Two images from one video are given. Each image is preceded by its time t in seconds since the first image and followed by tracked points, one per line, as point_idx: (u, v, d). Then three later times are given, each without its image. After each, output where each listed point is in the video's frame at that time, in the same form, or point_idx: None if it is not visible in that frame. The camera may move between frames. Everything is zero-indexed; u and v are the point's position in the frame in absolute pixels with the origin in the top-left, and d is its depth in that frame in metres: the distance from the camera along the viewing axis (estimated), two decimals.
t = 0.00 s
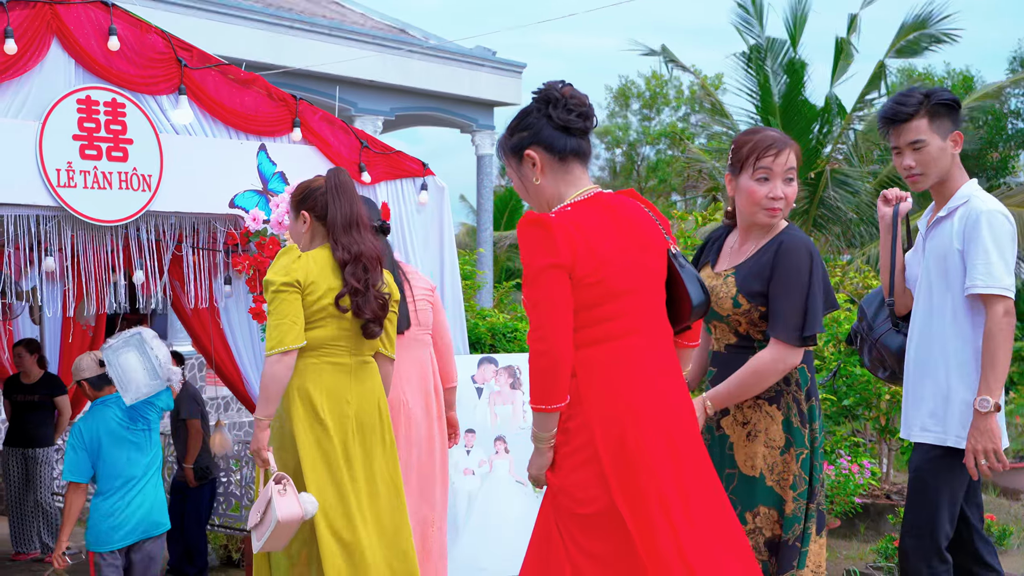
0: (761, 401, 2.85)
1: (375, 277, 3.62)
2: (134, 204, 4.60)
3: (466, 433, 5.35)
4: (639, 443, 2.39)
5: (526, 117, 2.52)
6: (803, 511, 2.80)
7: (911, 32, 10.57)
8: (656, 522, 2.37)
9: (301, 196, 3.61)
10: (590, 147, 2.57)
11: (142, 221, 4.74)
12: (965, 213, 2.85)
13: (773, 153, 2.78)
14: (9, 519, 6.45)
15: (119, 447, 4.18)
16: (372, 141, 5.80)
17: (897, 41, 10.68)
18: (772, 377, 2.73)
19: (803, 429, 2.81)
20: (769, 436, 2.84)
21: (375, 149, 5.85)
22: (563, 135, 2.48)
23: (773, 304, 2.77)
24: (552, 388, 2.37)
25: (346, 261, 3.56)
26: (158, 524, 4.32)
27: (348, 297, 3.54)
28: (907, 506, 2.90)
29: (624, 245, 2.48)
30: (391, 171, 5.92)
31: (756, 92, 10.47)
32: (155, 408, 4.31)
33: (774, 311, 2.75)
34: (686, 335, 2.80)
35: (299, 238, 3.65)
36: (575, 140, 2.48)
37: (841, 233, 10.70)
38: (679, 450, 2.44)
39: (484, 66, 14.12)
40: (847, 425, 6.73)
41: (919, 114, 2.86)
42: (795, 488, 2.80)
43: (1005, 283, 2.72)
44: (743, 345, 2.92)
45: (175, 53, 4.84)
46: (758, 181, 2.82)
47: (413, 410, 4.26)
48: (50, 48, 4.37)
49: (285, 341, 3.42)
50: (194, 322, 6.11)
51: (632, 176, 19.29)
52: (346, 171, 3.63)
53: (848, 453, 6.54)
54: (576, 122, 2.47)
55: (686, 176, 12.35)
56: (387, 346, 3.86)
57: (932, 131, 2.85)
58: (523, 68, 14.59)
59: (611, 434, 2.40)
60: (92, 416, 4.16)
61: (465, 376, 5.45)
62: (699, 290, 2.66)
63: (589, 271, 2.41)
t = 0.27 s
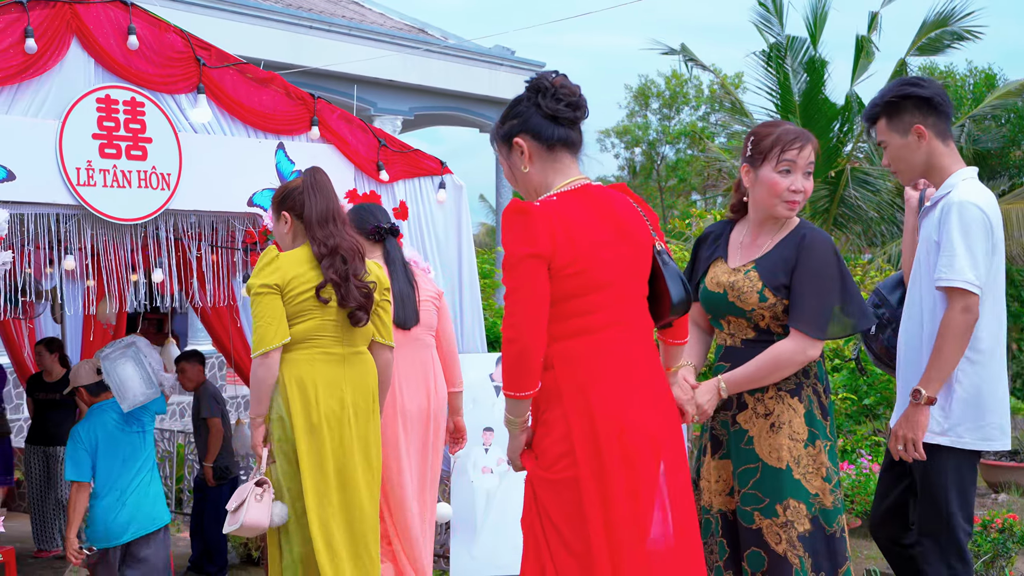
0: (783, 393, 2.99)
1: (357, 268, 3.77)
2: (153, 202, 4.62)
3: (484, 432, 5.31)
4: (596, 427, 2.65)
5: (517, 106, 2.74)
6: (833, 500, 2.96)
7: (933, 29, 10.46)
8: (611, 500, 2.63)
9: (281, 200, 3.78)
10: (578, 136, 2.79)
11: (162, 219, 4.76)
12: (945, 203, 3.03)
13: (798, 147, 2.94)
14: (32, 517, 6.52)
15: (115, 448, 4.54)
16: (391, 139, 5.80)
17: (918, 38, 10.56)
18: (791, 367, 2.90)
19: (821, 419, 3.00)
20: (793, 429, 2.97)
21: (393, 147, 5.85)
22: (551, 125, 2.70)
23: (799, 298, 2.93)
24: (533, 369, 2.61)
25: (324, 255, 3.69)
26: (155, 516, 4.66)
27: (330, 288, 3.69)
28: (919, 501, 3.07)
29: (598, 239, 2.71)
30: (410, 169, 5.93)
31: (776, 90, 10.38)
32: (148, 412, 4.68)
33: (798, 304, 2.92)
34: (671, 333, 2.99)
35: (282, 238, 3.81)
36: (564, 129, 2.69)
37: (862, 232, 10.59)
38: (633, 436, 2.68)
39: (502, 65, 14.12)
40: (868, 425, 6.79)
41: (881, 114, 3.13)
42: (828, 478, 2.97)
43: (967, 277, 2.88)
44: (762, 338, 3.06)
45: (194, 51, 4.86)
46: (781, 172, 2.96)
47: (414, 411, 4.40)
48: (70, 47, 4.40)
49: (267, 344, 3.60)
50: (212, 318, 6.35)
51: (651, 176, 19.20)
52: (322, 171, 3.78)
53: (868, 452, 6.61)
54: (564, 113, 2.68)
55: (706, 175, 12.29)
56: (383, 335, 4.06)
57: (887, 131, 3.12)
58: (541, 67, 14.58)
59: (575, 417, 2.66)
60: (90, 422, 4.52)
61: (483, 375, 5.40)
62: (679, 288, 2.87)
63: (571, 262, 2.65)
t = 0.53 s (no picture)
0: (821, 391, 2.90)
1: (370, 272, 3.74)
2: (185, 201, 4.64)
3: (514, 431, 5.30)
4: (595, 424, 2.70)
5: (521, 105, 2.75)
6: (875, 493, 2.88)
7: (968, 26, 10.27)
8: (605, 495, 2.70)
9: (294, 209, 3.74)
10: (581, 137, 2.75)
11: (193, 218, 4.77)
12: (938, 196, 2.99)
13: (826, 146, 2.87)
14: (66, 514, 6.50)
15: (127, 439, 4.88)
16: (421, 138, 5.79)
17: (953, 35, 10.38)
18: (807, 363, 2.84)
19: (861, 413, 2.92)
20: (832, 425, 2.88)
21: (424, 147, 5.84)
22: (545, 128, 2.70)
23: (818, 295, 2.86)
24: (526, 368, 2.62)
25: (336, 261, 3.67)
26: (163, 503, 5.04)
27: (348, 292, 3.67)
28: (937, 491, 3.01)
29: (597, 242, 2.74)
30: (440, 168, 5.93)
31: (808, 88, 10.25)
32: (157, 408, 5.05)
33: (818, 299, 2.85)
34: (677, 333, 2.99)
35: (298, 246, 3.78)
36: (555, 136, 2.69)
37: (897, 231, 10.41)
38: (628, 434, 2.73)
39: (532, 64, 14.08)
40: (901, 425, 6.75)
41: (892, 114, 3.06)
42: (870, 470, 2.88)
43: (939, 277, 2.87)
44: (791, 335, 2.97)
45: (225, 52, 4.87)
46: (807, 170, 2.89)
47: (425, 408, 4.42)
48: (102, 48, 4.42)
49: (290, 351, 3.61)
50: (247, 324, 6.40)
51: (682, 175, 19.06)
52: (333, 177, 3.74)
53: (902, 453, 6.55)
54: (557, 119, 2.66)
55: (738, 174, 12.17)
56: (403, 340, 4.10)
57: (897, 130, 3.05)
58: (572, 66, 14.52)
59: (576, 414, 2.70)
60: (105, 417, 4.84)
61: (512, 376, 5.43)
62: (676, 292, 2.87)
63: (558, 262, 2.67)
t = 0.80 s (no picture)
0: (838, 395, 2.82)
1: (388, 270, 3.76)
2: (211, 200, 4.65)
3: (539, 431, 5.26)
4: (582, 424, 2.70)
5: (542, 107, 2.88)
6: (891, 501, 2.79)
7: (998, 25, 10.13)
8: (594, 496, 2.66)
9: (315, 214, 3.81)
10: (566, 148, 2.78)
11: (219, 218, 4.79)
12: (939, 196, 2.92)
13: (855, 148, 2.81)
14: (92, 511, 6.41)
15: (137, 431, 4.94)
16: (446, 138, 5.78)
17: (983, 34, 10.24)
18: (810, 360, 2.79)
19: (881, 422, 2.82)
20: (848, 431, 2.80)
21: (449, 147, 5.83)
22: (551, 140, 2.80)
23: (834, 296, 2.78)
24: (495, 359, 2.75)
25: (356, 260, 3.71)
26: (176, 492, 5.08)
27: (366, 289, 3.69)
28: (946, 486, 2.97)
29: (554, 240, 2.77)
30: (464, 168, 5.91)
31: (834, 88, 10.14)
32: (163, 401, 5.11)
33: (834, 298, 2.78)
34: (677, 335, 2.88)
35: (319, 250, 3.83)
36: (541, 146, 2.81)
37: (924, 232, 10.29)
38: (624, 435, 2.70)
39: (556, 65, 14.06)
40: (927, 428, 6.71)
41: (899, 110, 3.00)
42: (886, 479, 2.80)
43: (939, 273, 2.83)
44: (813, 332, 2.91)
45: (251, 52, 4.89)
46: (836, 173, 2.84)
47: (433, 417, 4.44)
48: (130, 48, 4.44)
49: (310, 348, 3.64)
50: (271, 319, 6.42)
51: (707, 175, 18.95)
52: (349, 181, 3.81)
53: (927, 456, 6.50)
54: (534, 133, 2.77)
55: (763, 174, 12.08)
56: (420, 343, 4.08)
57: (902, 126, 3.00)
58: (596, 66, 14.48)
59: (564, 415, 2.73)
60: (115, 408, 4.92)
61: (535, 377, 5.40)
62: (659, 301, 2.73)
63: (519, 253, 2.78)
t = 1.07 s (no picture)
0: (849, 400, 2.68)
1: (396, 274, 3.78)
2: (233, 201, 4.66)
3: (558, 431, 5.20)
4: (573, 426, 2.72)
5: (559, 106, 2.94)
6: (899, 514, 2.63)
7: None
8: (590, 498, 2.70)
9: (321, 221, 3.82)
10: (569, 144, 2.81)
11: (242, 218, 4.80)
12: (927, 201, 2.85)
13: (847, 154, 2.67)
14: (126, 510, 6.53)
15: (137, 425, 5.07)
16: (468, 138, 5.76)
17: (1010, 32, 10.10)
18: (815, 363, 2.68)
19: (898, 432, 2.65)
20: (858, 437, 2.65)
21: (470, 146, 5.81)
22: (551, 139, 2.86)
23: (845, 300, 2.64)
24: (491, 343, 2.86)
25: (364, 266, 3.73)
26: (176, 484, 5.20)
27: (375, 294, 3.72)
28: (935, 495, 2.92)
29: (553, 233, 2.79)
30: (486, 167, 5.88)
31: (857, 86, 10.04)
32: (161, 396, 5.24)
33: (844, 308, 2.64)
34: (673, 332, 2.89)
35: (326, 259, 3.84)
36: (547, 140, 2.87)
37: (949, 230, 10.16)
38: (613, 427, 2.73)
39: (579, 64, 14.02)
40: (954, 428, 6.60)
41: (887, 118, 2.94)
42: (895, 491, 2.63)
43: (926, 277, 2.75)
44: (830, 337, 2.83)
45: (273, 52, 4.89)
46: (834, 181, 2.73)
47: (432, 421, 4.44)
48: (153, 49, 4.45)
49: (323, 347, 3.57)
50: (292, 316, 6.29)
51: (730, 174, 18.85)
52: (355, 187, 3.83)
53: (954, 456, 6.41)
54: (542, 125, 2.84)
55: (786, 173, 11.99)
56: (427, 346, 4.05)
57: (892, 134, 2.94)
58: (619, 65, 14.43)
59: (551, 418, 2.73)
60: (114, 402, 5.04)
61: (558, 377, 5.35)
62: (641, 295, 2.72)
63: (510, 243, 2.84)
